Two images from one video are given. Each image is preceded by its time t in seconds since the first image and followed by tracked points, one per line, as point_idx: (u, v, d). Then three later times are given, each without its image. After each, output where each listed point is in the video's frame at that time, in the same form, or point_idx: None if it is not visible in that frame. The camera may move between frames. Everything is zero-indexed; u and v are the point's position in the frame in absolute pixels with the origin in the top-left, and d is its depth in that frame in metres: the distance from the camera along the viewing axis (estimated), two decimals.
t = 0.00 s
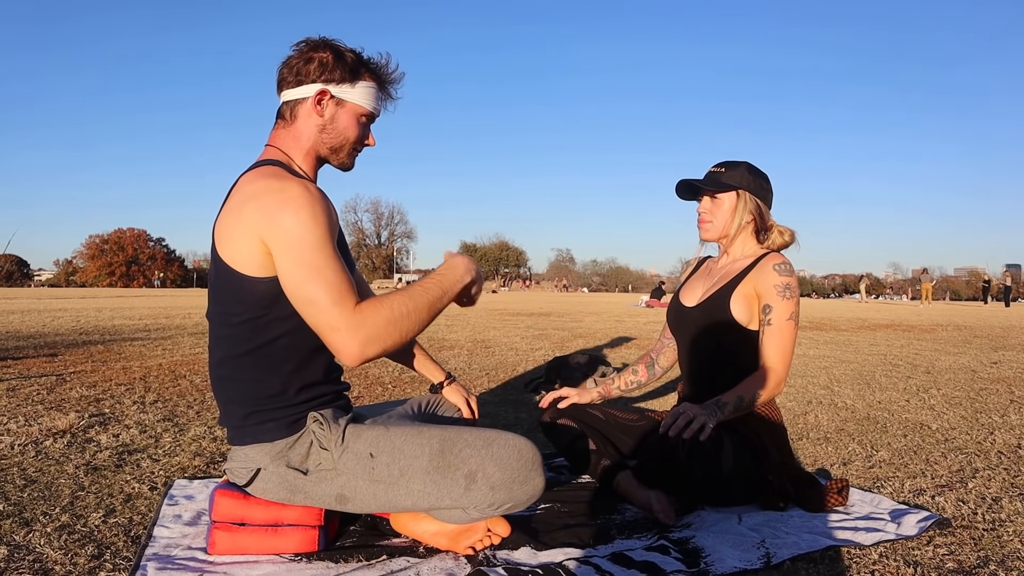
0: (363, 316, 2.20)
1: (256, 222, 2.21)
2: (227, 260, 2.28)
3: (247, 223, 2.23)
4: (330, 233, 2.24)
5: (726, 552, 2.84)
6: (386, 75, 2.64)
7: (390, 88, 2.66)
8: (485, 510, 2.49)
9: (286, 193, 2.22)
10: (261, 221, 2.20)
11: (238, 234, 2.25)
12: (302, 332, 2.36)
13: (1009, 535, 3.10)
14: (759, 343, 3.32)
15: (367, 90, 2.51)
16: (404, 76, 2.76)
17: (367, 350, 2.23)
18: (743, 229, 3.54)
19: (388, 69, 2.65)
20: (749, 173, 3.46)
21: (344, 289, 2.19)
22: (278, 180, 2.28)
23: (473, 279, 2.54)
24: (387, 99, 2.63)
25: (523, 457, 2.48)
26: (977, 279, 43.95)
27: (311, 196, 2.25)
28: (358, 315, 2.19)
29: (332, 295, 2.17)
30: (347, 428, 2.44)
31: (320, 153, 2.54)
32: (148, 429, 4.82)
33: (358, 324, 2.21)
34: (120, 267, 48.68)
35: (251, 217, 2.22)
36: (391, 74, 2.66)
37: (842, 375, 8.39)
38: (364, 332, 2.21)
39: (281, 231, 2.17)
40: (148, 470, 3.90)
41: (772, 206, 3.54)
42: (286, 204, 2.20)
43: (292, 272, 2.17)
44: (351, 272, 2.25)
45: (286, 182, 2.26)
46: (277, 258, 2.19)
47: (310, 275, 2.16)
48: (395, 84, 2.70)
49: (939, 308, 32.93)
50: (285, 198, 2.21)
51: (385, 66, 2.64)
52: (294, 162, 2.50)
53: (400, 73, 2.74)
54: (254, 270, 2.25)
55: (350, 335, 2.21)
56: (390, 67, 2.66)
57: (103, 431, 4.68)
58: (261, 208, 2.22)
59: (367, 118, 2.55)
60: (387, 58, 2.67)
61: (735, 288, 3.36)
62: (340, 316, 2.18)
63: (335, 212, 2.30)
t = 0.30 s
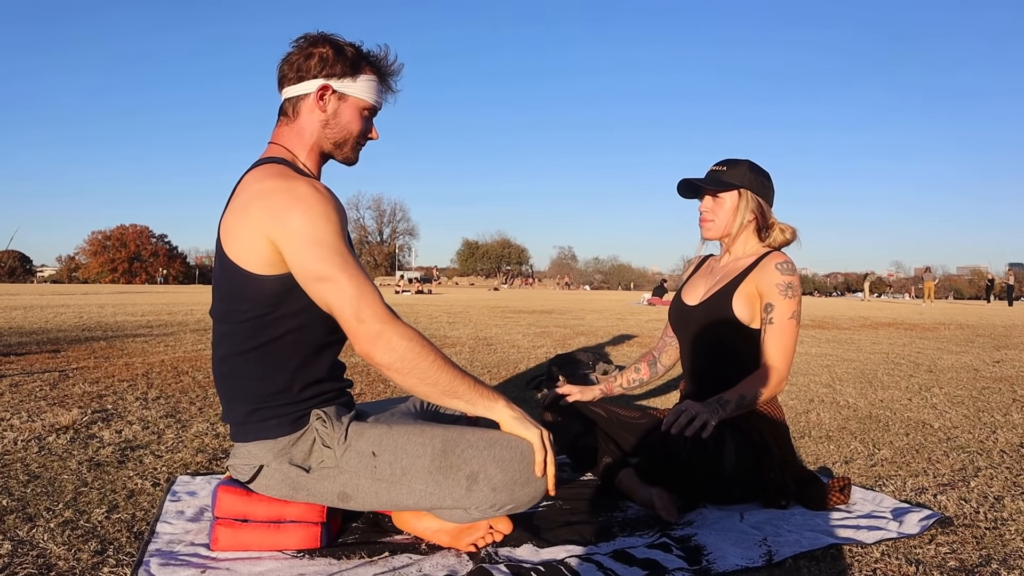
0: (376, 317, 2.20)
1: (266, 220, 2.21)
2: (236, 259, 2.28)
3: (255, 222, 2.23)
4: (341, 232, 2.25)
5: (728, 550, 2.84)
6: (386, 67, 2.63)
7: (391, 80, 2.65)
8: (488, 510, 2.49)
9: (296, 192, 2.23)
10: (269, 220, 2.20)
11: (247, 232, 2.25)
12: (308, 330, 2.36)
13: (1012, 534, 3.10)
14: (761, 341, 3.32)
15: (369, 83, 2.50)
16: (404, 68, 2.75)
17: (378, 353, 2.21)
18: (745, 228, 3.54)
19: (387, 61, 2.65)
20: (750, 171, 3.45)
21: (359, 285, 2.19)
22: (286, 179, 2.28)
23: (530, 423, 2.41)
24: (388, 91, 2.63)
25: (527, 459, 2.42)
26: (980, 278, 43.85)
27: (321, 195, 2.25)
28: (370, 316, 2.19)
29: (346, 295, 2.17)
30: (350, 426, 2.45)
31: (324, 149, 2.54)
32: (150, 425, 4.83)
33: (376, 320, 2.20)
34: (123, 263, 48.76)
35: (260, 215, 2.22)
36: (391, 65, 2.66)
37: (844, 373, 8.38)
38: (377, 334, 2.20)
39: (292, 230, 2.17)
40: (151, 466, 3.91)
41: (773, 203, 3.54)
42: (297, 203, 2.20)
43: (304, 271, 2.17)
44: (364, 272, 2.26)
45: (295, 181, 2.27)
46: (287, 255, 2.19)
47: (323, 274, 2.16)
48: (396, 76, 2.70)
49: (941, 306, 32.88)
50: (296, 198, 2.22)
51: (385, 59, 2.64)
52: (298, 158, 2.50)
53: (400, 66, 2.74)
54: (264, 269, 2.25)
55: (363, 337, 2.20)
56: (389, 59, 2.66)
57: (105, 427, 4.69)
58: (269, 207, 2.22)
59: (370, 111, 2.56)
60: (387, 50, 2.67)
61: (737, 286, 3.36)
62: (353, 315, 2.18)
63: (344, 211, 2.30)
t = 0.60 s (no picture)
0: (377, 313, 2.20)
1: (267, 218, 2.21)
2: (238, 257, 2.28)
3: (256, 220, 2.23)
4: (343, 228, 2.26)
5: (730, 548, 2.84)
6: (389, 65, 2.63)
7: (394, 78, 2.65)
8: (490, 506, 2.49)
9: (298, 190, 2.23)
10: (270, 218, 2.21)
11: (248, 230, 2.25)
12: (310, 328, 2.36)
13: (1014, 532, 3.10)
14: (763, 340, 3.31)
15: (371, 81, 2.50)
16: (407, 66, 2.75)
17: (380, 350, 2.21)
18: (746, 226, 3.53)
19: (389, 59, 2.65)
20: (750, 169, 3.44)
21: (360, 282, 2.19)
22: (287, 177, 2.28)
23: (531, 419, 2.40)
24: (391, 89, 2.63)
25: (529, 455, 2.42)
26: (982, 276, 43.77)
27: (322, 192, 2.26)
28: (372, 313, 2.19)
29: (348, 291, 2.17)
30: (352, 424, 2.45)
31: (327, 147, 2.54)
32: (153, 423, 4.84)
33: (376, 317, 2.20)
34: (125, 261, 48.82)
35: (261, 213, 2.22)
36: (393, 63, 2.65)
37: (845, 372, 8.38)
38: (378, 330, 2.20)
39: (294, 227, 2.17)
40: (153, 464, 3.91)
41: (774, 201, 3.53)
42: (298, 200, 2.21)
43: (306, 268, 2.18)
44: (365, 269, 2.26)
45: (296, 179, 2.27)
46: (289, 252, 2.19)
47: (325, 271, 2.16)
48: (398, 74, 2.69)
49: (943, 305, 32.83)
50: (298, 196, 2.22)
51: (386, 56, 2.64)
52: (301, 156, 2.50)
53: (402, 63, 2.73)
54: (265, 266, 2.26)
55: (364, 334, 2.20)
56: (392, 56, 2.66)
57: (107, 425, 4.70)
58: (271, 205, 2.22)
59: (373, 109, 2.55)
60: (389, 48, 2.66)
61: (739, 285, 3.36)
62: (355, 311, 2.18)
63: (346, 207, 2.30)
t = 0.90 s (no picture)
0: (377, 311, 2.20)
1: (267, 217, 2.21)
2: (238, 256, 2.28)
3: (256, 220, 2.23)
4: (343, 226, 2.26)
5: (731, 547, 2.84)
6: (388, 64, 2.63)
7: (393, 76, 2.65)
8: (490, 505, 2.50)
9: (297, 189, 2.23)
10: (270, 217, 2.21)
11: (249, 230, 2.25)
12: (311, 327, 2.36)
13: (1014, 530, 3.10)
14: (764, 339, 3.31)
15: (371, 79, 2.50)
16: (406, 65, 2.75)
17: (381, 348, 2.21)
18: (745, 225, 3.54)
19: (389, 57, 2.65)
20: (749, 167, 3.43)
21: (361, 280, 2.19)
22: (286, 176, 2.28)
23: (531, 417, 2.41)
24: (390, 88, 2.63)
25: (529, 454, 2.42)
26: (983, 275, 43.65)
27: (321, 191, 2.26)
28: (373, 311, 2.19)
29: (348, 290, 2.17)
30: (352, 423, 2.45)
31: (327, 145, 2.54)
32: (153, 422, 4.84)
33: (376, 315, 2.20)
34: (125, 261, 48.84)
35: (261, 212, 2.22)
36: (392, 62, 2.65)
37: (846, 370, 8.37)
38: (379, 328, 2.20)
39: (294, 225, 2.17)
40: (154, 463, 3.92)
41: (773, 200, 3.53)
42: (298, 199, 2.21)
43: (306, 266, 2.17)
44: (366, 267, 2.26)
45: (295, 177, 2.27)
46: (289, 251, 2.19)
47: (325, 269, 2.16)
48: (397, 73, 2.69)
49: (944, 303, 32.81)
50: (297, 194, 2.22)
51: (386, 55, 2.64)
52: (301, 155, 2.50)
53: (401, 61, 2.73)
54: (265, 265, 2.25)
55: (365, 332, 2.20)
56: (391, 55, 2.66)
57: (109, 424, 4.70)
58: (270, 204, 2.22)
59: (372, 107, 2.55)
60: (388, 46, 2.66)
61: (739, 284, 3.35)
62: (356, 309, 2.18)
63: (346, 206, 2.30)
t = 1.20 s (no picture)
0: (378, 311, 2.20)
1: (267, 217, 2.21)
2: (238, 256, 2.28)
3: (256, 220, 2.23)
4: (343, 227, 2.26)
5: (732, 545, 2.84)
6: (388, 63, 2.63)
7: (393, 75, 2.65)
8: (491, 504, 2.50)
9: (297, 189, 2.23)
10: (270, 217, 2.21)
11: (249, 230, 2.25)
12: (311, 327, 2.36)
13: (1015, 528, 3.10)
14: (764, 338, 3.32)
15: (371, 79, 2.50)
16: (405, 64, 2.74)
17: (381, 348, 2.21)
18: (744, 224, 3.54)
19: (388, 56, 2.65)
20: (748, 166, 3.43)
21: (361, 280, 2.19)
22: (286, 176, 2.28)
23: (531, 416, 2.41)
24: (390, 87, 2.62)
25: (530, 453, 2.42)
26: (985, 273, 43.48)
27: (321, 191, 2.26)
28: (373, 311, 2.19)
29: (349, 290, 2.17)
30: (353, 422, 2.45)
31: (327, 145, 2.54)
32: (154, 422, 4.84)
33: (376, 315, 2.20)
34: (125, 261, 48.86)
35: (261, 212, 2.22)
36: (392, 61, 2.65)
37: (846, 369, 8.37)
38: (379, 329, 2.20)
39: (293, 225, 2.17)
40: (155, 463, 3.92)
41: (772, 199, 3.53)
42: (298, 199, 2.21)
43: (306, 266, 2.17)
44: (366, 267, 2.26)
45: (296, 178, 2.27)
46: (289, 251, 2.19)
47: (325, 269, 2.16)
48: (397, 72, 2.69)
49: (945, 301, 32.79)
50: (298, 194, 2.22)
51: (385, 54, 2.64)
52: (301, 155, 2.50)
53: (401, 60, 2.73)
54: (266, 265, 2.25)
55: (365, 333, 2.20)
56: (390, 54, 2.65)
57: (109, 425, 4.70)
58: (270, 204, 2.22)
59: (372, 106, 2.55)
60: (388, 46, 2.66)
61: (740, 283, 3.35)
62: (356, 309, 2.18)
63: (346, 206, 2.30)
